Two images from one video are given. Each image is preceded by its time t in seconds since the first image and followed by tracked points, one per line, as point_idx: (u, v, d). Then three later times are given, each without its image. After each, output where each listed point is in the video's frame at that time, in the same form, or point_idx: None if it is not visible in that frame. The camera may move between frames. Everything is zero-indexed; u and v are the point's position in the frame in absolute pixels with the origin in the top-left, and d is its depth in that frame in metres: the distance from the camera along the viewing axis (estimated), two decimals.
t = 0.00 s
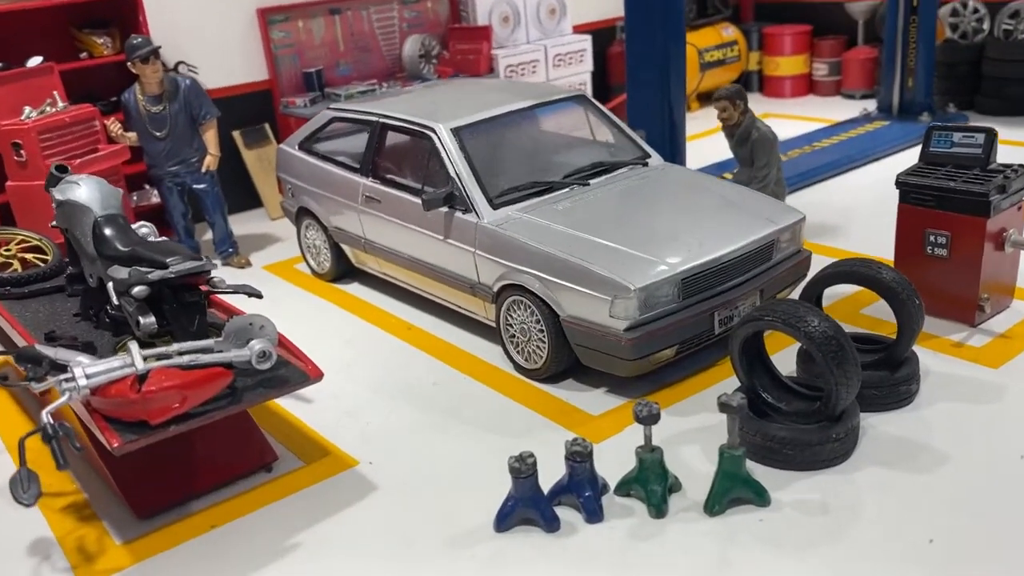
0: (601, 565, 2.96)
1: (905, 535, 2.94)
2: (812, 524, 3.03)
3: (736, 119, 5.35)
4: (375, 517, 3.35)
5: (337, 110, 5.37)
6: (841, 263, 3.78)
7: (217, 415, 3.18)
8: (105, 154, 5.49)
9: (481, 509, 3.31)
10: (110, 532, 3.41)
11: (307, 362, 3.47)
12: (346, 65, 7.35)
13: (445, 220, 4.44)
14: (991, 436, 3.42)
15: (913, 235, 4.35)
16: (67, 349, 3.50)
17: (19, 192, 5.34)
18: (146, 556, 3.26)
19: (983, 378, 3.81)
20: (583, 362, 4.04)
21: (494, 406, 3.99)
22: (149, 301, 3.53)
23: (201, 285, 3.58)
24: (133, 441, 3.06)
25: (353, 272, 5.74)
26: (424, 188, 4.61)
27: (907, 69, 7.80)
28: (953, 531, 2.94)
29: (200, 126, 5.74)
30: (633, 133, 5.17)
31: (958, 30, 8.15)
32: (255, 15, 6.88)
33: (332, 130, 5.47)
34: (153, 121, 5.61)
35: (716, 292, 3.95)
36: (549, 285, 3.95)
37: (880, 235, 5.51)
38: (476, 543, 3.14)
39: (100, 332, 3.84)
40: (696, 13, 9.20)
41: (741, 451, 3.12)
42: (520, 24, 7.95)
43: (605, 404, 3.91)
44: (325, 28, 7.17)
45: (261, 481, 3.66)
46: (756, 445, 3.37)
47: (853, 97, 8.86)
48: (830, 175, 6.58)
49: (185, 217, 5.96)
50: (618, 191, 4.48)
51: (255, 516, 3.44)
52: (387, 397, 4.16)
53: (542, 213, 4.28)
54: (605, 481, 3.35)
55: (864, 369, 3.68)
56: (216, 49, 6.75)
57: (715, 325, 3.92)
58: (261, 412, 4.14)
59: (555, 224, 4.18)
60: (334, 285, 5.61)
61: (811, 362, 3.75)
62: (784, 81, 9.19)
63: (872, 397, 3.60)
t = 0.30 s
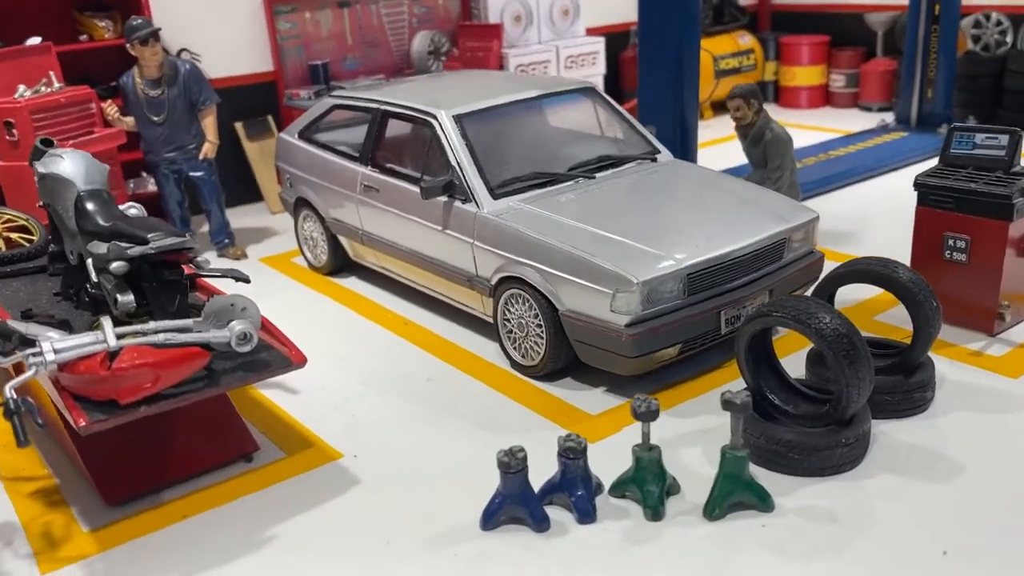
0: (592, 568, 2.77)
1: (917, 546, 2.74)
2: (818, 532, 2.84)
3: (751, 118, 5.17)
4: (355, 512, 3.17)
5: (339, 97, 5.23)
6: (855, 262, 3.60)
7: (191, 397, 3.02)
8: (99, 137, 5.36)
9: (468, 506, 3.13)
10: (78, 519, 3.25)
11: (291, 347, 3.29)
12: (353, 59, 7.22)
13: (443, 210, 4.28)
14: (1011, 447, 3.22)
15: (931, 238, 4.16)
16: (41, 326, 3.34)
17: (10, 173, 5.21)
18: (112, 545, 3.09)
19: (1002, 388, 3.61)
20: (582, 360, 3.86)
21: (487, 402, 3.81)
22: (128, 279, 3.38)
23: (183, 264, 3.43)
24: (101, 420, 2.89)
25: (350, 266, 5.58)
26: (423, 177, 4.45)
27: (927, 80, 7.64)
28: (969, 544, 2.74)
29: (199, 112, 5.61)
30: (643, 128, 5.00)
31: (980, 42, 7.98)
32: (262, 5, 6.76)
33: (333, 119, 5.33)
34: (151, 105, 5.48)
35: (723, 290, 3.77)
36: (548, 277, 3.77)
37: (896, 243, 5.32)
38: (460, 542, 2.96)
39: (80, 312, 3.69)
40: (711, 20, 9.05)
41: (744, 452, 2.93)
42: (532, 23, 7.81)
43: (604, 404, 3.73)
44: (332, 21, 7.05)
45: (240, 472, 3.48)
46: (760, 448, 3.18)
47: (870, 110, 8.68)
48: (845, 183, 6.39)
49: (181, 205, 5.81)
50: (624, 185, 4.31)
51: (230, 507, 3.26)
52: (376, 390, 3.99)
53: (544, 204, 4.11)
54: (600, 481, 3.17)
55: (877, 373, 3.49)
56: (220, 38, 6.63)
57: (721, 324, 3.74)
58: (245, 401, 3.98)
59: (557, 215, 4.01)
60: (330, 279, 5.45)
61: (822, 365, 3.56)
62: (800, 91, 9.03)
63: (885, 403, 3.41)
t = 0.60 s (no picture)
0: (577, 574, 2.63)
1: (921, 560, 2.59)
2: (816, 543, 2.70)
3: (760, 119, 5.04)
4: (333, 509, 3.04)
5: (339, 88, 5.12)
6: (863, 264, 3.46)
7: (165, 384, 2.90)
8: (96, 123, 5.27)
9: (452, 507, 3.00)
10: (46, 508, 3.13)
11: (272, 336, 3.17)
12: (359, 54, 7.12)
13: (440, 202, 4.16)
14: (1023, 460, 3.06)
15: (944, 244, 4.01)
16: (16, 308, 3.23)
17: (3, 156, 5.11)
18: (79, 536, 2.97)
19: (1014, 400, 3.46)
20: (578, 359, 3.72)
21: (478, 400, 3.68)
22: (107, 261, 3.26)
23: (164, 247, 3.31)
24: (68, 405, 2.78)
25: (347, 261, 5.47)
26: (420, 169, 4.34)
27: (943, 89, 7.50)
28: (976, 559, 2.59)
29: (198, 100, 5.51)
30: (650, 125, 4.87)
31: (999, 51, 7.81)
32: None
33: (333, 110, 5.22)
34: (149, 92, 5.37)
35: (725, 290, 3.63)
36: (544, 273, 3.64)
37: (907, 251, 5.16)
38: (441, 543, 2.82)
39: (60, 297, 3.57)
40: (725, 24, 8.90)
41: (741, 457, 2.79)
42: (542, 23, 7.69)
43: (599, 405, 3.59)
44: (339, 14, 6.95)
45: (218, 464, 3.36)
46: (758, 454, 3.04)
47: (885, 119, 8.53)
48: (856, 191, 6.24)
49: (178, 195, 5.71)
50: (627, 181, 4.18)
51: (204, 501, 3.13)
52: (364, 385, 3.86)
53: (544, 198, 3.99)
54: (590, 484, 3.03)
55: (883, 380, 3.34)
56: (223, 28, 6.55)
57: (722, 326, 3.60)
58: (229, 393, 3.85)
59: (555, 210, 3.88)
60: (326, 273, 5.33)
61: (826, 370, 3.42)
62: (813, 99, 8.90)
63: (891, 411, 3.26)
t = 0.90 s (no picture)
0: None
1: None
2: (818, 559, 2.51)
3: (772, 125, 4.86)
4: (306, 507, 2.87)
5: (340, 80, 4.99)
6: (876, 270, 3.29)
7: (133, 368, 2.75)
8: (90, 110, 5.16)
9: (431, 508, 2.83)
10: (7, 497, 2.97)
11: (250, 323, 3.02)
12: (366, 53, 7.00)
13: (436, 195, 4.00)
14: None
15: (959, 254, 3.84)
16: None
17: None
18: (37, 526, 2.81)
19: None
20: (573, 361, 3.55)
21: (467, 400, 3.51)
22: (82, 240, 3.11)
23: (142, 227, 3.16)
24: (28, 385, 2.63)
25: (343, 258, 5.32)
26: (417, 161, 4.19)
27: (961, 105, 7.34)
28: None
29: (196, 90, 5.39)
30: (658, 126, 4.72)
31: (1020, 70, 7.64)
32: None
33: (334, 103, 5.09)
34: (146, 80, 5.25)
35: (729, 293, 3.46)
36: (541, 269, 3.47)
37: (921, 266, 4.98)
38: (417, 546, 2.65)
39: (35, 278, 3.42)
40: (741, 36, 8.73)
41: (740, 465, 2.61)
42: (553, 28, 7.53)
43: (593, 410, 3.42)
44: (347, 12, 6.83)
45: (191, 457, 3.19)
46: (759, 463, 2.86)
47: (901, 137, 8.36)
48: (870, 205, 6.07)
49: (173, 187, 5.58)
50: (631, 180, 4.02)
51: (172, 494, 2.97)
52: (349, 381, 3.70)
53: (543, 193, 3.83)
54: (579, 490, 2.86)
55: (893, 392, 3.16)
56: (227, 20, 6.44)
57: (725, 330, 3.42)
58: (209, 385, 3.70)
59: (555, 205, 3.71)
60: (320, 270, 5.17)
61: (833, 379, 3.24)
62: (828, 115, 8.76)
63: (901, 424, 3.08)
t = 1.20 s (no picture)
0: None
1: None
2: None
3: (780, 134, 4.78)
4: (286, 509, 2.77)
5: (342, 78, 4.91)
6: (884, 280, 3.18)
7: (111, 360, 2.65)
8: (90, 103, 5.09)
9: (414, 515, 2.72)
10: None
11: (235, 319, 2.93)
12: (372, 56, 6.94)
13: (434, 194, 3.91)
14: None
15: (970, 269, 3.72)
16: None
17: None
18: (6, 522, 2.71)
19: None
20: (569, 367, 3.44)
21: (458, 405, 3.40)
22: (67, 228, 3.02)
23: (128, 217, 3.07)
24: None
25: (341, 260, 5.22)
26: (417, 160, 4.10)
27: (975, 121, 7.22)
28: None
29: (198, 87, 5.32)
30: (664, 132, 4.62)
31: None
32: None
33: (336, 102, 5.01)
34: (147, 74, 5.19)
35: (732, 301, 3.34)
36: (538, 272, 3.37)
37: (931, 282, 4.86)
38: (399, 553, 2.54)
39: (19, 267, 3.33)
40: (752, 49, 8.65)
41: (738, 478, 2.50)
42: (563, 35, 7.47)
43: (588, 418, 3.31)
44: (355, 14, 6.77)
45: (171, 456, 3.10)
46: (758, 477, 2.74)
47: (913, 154, 8.24)
48: (881, 220, 5.95)
49: (172, 183, 5.51)
50: (634, 184, 3.92)
51: (148, 493, 2.87)
52: (339, 383, 3.60)
53: (544, 195, 3.73)
54: (569, 500, 2.75)
55: (900, 408, 3.04)
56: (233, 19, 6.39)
57: (727, 340, 3.30)
58: (195, 383, 3.60)
59: (555, 207, 3.62)
60: (317, 271, 5.08)
61: (838, 393, 3.12)
62: (840, 131, 8.65)
63: (908, 441, 2.96)
